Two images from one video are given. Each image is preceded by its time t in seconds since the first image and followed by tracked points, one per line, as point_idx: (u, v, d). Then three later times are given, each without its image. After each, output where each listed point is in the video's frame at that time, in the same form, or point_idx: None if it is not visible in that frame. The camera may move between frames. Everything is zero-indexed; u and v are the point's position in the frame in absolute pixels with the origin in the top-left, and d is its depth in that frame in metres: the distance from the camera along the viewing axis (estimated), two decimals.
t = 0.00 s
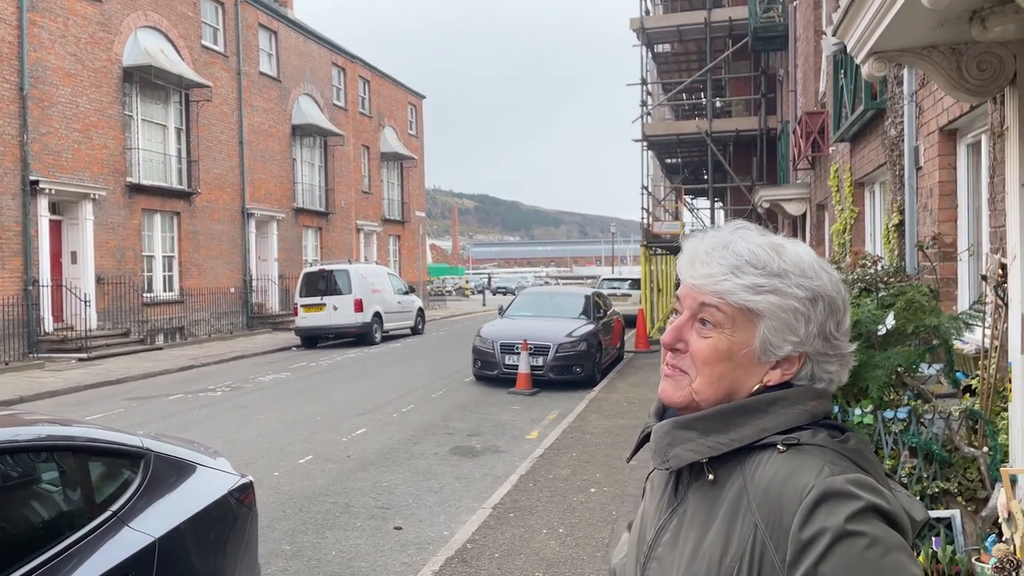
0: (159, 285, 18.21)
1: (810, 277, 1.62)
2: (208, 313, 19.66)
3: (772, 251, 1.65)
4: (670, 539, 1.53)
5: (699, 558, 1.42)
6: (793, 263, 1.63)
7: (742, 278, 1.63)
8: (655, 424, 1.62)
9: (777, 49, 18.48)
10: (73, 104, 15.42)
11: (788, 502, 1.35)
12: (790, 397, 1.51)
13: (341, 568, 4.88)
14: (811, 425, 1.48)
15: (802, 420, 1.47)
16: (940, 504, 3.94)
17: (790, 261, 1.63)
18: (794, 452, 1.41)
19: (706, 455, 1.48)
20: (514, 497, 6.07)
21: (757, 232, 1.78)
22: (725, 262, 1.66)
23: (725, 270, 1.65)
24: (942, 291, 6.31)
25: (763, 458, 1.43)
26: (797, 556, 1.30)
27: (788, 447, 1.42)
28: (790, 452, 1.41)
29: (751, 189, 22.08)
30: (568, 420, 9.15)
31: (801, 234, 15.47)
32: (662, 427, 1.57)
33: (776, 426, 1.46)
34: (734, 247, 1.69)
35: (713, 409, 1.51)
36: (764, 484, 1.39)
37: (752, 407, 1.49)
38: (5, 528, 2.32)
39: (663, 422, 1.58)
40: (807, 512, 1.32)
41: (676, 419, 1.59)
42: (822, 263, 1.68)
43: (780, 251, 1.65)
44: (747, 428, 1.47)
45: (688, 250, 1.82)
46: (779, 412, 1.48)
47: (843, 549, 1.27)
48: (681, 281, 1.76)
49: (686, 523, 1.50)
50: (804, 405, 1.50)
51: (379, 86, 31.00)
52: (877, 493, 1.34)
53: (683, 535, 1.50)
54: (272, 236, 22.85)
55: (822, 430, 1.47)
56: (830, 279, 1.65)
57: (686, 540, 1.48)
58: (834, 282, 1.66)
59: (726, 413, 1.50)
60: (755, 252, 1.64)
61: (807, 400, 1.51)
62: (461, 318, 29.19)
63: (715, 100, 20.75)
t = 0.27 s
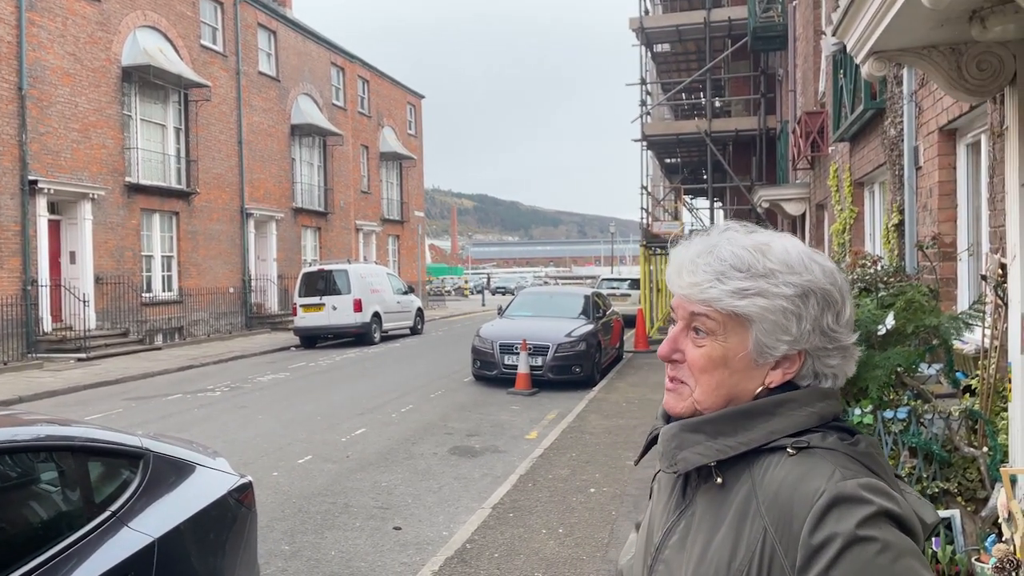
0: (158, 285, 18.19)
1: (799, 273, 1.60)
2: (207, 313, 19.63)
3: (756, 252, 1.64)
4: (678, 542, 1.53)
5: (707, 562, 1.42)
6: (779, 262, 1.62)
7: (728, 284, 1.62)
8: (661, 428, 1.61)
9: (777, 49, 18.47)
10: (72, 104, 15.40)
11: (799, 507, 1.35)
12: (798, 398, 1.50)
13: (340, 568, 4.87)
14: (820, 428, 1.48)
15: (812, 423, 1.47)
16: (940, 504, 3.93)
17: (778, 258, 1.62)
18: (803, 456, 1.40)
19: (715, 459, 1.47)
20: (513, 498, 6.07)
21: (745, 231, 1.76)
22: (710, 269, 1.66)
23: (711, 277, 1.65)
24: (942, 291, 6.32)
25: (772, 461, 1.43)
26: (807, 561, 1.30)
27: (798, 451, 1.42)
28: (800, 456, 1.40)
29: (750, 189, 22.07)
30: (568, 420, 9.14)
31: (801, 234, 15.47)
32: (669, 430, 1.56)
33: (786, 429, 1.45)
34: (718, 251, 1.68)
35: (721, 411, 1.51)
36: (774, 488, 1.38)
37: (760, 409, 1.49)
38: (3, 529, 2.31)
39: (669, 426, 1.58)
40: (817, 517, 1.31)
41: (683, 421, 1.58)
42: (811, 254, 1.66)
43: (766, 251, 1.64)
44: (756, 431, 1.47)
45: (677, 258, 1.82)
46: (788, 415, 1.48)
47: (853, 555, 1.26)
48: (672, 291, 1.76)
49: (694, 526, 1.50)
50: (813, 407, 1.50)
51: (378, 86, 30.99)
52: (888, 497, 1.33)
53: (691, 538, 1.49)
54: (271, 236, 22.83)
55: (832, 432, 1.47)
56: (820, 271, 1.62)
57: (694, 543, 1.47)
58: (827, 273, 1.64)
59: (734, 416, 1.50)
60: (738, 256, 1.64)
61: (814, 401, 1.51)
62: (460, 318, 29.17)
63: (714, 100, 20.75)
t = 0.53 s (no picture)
0: (161, 285, 18.21)
1: (781, 269, 1.60)
2: (210, 314, 19.66)
3: (737, 253, 1.64)
4: (682, 543, 1.52)
5: (711, 562, 1.42)
6: (761, 259, 1.61)
7: (710, 287, 1.63)
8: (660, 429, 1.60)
9: (779, 50, 18.46)
10: (75, 105, 15.43)
11: (804, 507, 1.35)
12: (801, 398, 1.50)
13: (341, 568, 4.87)
14: (823, 427, 1.48)
15: (815, 422, 1.47)
16: (944, 506, 3.90)
17: (759, 257, 1.62)
18: (808, 455, 1.40)
19: (718, 459, 1.47)
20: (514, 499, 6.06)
21: (731, 230, 1.76)
22: (692, 272, 1.67)
23: (693, 281, 1.66)
24: (944, 293, 6.32)
25: (777, 460, 1.43)
26: (812, 561, 1.31)
27: (802, 450, 1.42)
28: (805, 456, 1.41)
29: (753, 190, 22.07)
30: (570, 421, 9.14)
31: (803, 235, 15.45)
32: (671, 431, 1.55)
33: (789, 429, 1.46)
34: (703, 253, 1.69)
35: (724, 412, 1.50)
36: (779, 488, 1.39)
37: (764, 410, 1.49)
38: (5, 529, 2.32)
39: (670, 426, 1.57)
40: (824, 517, 1.32)
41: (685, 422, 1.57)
42: (796, 247, 1.64)
43: (746, 251, 1.64)
44: (759, 430, 1.47)
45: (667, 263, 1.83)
46: (791, 413, 1.48)
47: (860, 553, 1.27)
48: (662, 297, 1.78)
49: (699, 527, 1.50)
50: (816, 407, 1.49)
51: (381, 86, 31.04)
52: (892, 495, 1.34)
53: (696, 539, 1.49)
54: (274, 236, 22.87)
55: (835, 431, 1.46)
56: (804, 264, 1.61)
57: (697, 544, 1.48)
58: (812, 265, 1.62)
59: (737, 415, 1.49)
60: (719, 257, 1.64)
61: (815, 400, 1.51)
62: (462, 318, 29.18)
63: (716, 101, 20.75)
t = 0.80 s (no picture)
0: (164, 285, 18.25)
1: (824, 278, 1.63)
2: (213, 314, 19.69)
3: (783, 254, 1.65)
4: (689, 544, 1.53)
5: (721, 563, 1.43)
6: (807, 265, 1.63)
7: (757, 283, 1.62)
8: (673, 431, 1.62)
9: (783, 52, 18.45)
10: (80, 105, 15.47)
11: (817, 508, 1.35)
12: (811, 400, 1.51)
13: (344, 569, 4.88)
14: (832, 429, 1.48)
15: (823, 425, 1.48)
16: (947, 507, 3.94)
17: (803, 262, 1.64)
18: (819, 457, 1.41)
19: (728, 461, 1.48)
20: (517, 500, 6.07)
21: (764, 233, 1.77)
22: (739, 266, 1.65)
23: (740, 275, 1.65)
24: (948, 295, 6.30)
25: (787, 462, 1.43)
26: (826, 563, 1.30)
27: (813, 453, 1.42)
28: (815, 458, 1.41)
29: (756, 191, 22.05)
30: (573, 422, 9.15)
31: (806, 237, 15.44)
32: (681, 433, 1.57)
33: (799, 432, 1.46)
34: (745, 249, 1.68)
35: (734, 414, 1.52)
36: (791, 489, 1.39)
37: (773, 412, 1.50)
38: (10, 528, 2.33)
39: (681, 428, 1.59)
40: (837, 518, 1.32)
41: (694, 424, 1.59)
42: (831, 262, 1.69)
43: (791, 254, 1.66)
44: (769, 432, 1.48)
45: (696, 256, 1.81)
46: (800, 416, 1.49)
47: (874, 554, 1.26)
48: (692, 287, 1.76)
49: (705, 528, 1.51)
50: (825, 409, 1.50)
51: (385, 87, 31.07)
52: (904, 497, 1.34)
53: (703, 540, 1.50)
54: (277, 237, 22.91)
55: (844, 433, 1.47)
56: (840, 278, 1.65)
57: (706, 545, 1.48)
58: (845, 281, 1.67)
59: (747, 417, 1.50)
60: (767, 256, 1.64)
61: (826, 403, 1.52)
62: (465, 319, 29.19)
63: (720, 102, 20.75)
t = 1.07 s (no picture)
0: (169, 286, 18.29)
1: (839, 281, 1.68)
2: (217, 314, 19.72)
3: (805, 257, 1.67)
4: (702, 549, 1.51)
5: (741, 567, 1.41)
6: (826, 268, 1.66)
7: (787, 287, 1.63)
8: (688, 435, 1.60)
9: (788, 52, 18.42)
10: (85, 106, 15.52)
11: (843, 510, 1.35)
12: (824, 402, 1.52)
13: (347, 569, 4.89)
14: (847, 432, 1.50)
15: (839, 428, 1.49)
16: (950, 510, 3.91)
17: (822, 266, 1.67)
18: (840, 460, 1.41)
19: (748, 465, 1.47)
20: (521, 500, 6.07)
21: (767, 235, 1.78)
22: (765, 270, 1.65)
23: (768, 280, 1.64)
24: (953, 296, 6.28)
25: (806, 464, 1.44)
26: (854, 565, 1.31)
27: (833, 455, 1.43)
28: (836, 460, 1.41)
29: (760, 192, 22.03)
30: (576, 423, 9.15)
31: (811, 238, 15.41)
32: (699, 437, 1.56)
33: (817, 434, 1.47)
34: (769, 253, 1.67)
35: (753, 418, 1.51)
36: (815, 492, 1.39)
37: (789, 415, 1.50)
38: (15, 527, 2.34)
39: (698, 432, 1.58)
40: (864, 520, 1.32)
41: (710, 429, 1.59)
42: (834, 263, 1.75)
43: (810, 257, 1.68)
44: (788, 436, 1.48)
45: (710, 258, 1.78)
46: (816, 418, 1.49)
47: (903, 555, 1.28)
48: (713, 291, 1.72)
49: (721, 532, 1.49)
50: (839, 411, 1.52)
51: (389, 88, 31.10)
52: (925, 498, 1.36)
53: (718, 544, 1.48)
54: (281, 237, 22.95)
55: (860, 436, 1.49)
56: (846, 278, 1.72)
57: (723, 549, 1.47)
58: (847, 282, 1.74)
59: (765, 421, 1.50)
60: (791, 258, 1.65)
61: (841, 405, 1.53)
62: (469, 320, 29.19)
63: (724, 103, 20.73)
